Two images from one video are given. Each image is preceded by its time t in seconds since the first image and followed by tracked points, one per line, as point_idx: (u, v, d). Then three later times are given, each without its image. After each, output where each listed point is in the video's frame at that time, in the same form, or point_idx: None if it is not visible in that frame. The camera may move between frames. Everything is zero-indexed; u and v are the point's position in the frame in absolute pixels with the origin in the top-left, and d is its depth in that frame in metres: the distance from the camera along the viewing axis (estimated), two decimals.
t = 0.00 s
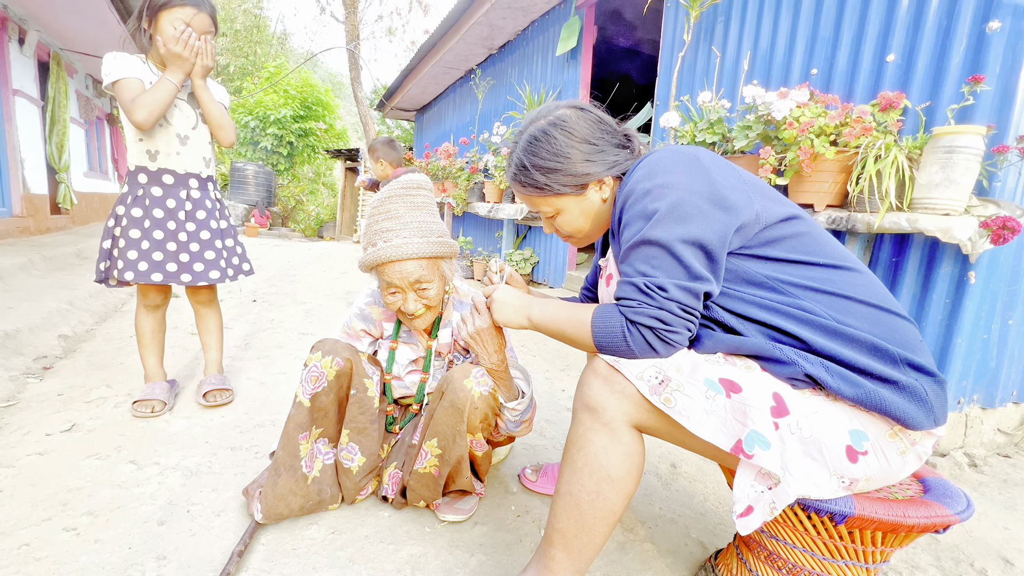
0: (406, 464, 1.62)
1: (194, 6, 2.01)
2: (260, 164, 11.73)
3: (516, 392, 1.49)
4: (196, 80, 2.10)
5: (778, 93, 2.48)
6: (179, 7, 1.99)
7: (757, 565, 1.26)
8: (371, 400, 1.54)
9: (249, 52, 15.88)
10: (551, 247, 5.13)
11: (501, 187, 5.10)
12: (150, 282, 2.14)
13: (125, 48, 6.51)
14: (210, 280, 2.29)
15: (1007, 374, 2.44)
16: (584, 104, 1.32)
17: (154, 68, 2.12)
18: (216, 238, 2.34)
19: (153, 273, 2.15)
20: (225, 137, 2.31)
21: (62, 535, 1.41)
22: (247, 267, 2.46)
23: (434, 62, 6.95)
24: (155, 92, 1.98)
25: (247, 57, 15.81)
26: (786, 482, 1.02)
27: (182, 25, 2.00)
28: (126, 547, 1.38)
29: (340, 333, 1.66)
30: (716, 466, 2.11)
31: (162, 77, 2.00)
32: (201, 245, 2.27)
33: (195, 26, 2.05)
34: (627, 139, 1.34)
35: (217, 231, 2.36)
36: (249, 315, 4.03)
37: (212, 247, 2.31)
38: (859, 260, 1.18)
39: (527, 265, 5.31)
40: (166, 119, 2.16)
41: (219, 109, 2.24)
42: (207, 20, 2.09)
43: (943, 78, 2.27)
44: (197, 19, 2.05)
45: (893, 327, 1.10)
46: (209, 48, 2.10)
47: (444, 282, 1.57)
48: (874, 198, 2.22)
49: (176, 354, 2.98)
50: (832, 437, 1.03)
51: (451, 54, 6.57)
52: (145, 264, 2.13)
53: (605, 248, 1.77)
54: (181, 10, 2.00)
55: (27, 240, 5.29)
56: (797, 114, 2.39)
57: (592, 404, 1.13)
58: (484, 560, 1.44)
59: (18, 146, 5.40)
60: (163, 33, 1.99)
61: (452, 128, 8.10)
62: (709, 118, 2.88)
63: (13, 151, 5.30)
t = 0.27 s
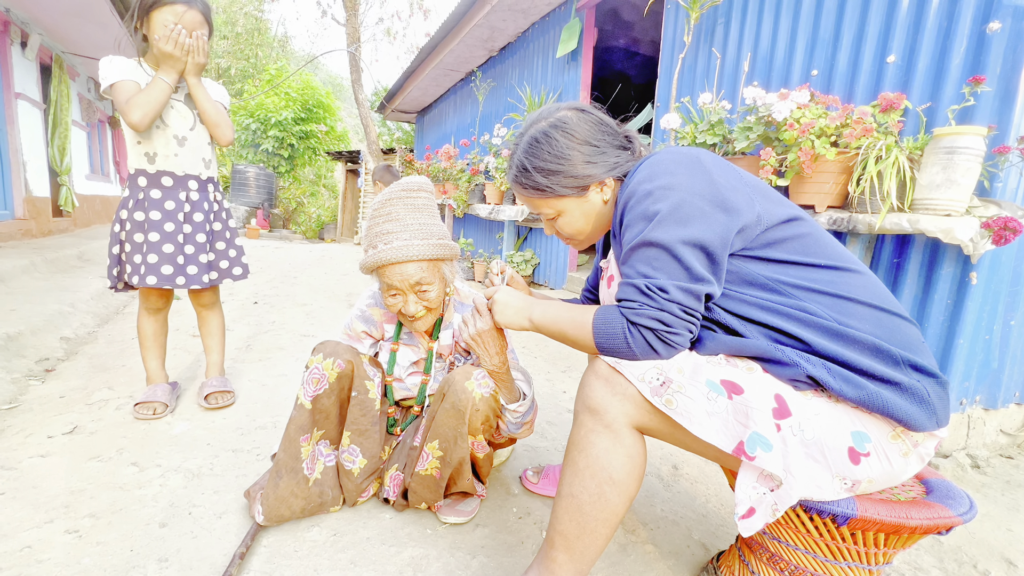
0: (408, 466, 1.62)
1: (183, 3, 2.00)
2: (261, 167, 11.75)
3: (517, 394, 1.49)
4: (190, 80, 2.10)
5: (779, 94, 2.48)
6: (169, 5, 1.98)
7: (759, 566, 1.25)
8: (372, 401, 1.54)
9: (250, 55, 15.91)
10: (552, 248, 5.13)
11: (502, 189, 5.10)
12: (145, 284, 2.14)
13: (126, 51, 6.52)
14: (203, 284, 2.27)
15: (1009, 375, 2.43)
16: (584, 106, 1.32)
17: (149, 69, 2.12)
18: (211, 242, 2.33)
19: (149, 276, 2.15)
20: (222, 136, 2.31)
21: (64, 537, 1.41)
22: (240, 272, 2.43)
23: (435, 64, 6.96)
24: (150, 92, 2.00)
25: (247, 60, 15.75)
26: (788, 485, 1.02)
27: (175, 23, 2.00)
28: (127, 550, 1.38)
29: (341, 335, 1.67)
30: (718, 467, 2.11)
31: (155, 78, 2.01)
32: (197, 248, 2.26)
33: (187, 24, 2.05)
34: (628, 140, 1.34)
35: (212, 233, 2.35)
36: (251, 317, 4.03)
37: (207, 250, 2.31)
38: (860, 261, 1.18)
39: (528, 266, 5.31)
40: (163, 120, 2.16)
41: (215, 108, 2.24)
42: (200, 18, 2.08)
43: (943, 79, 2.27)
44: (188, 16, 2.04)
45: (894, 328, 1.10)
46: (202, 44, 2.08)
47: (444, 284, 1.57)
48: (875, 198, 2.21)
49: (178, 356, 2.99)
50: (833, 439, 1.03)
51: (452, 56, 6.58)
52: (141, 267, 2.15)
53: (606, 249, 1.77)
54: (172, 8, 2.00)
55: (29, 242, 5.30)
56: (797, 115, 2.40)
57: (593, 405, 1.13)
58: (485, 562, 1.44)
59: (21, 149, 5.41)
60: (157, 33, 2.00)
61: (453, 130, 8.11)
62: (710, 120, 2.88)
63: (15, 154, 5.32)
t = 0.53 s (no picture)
0: (408, 466, 1.62)
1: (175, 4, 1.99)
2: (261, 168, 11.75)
3: (516, 395, 1.49)
4: (189, 80, 2.09)
5: (778, 93, 2.48)
6: (162, 7, 1.97)
7: (760, 566, 1.25)
8: (372, 402, 1.54)
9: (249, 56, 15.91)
10: (552, 249, 5.13)
11: (502, 189, 5.10)
12: (152, 286, 2.14)
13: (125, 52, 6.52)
14: (213, 283, 2.28)
15: (1009, 373, 2.43)
16: (584, 105, 1.31)
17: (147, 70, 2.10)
18: (217, 241, 2.32)
19: (155, 278, 2.15)
20: (223, 135, 2.30)
21: (63, 539, 1.41)
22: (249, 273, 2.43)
23: (434, 65, 6.96)
24: (148, 92, 2.00)
25: (246, 60, 15.45)
26: (790, 484, 1.02)
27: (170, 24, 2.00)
28: (126, 551, 1.38)
29: (340, 336, 1.67)
30: (718, 467, 2.10)
31: (154, 78, 2.01)
32: (203, 248, 2.26)
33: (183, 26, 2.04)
34: (628, 139, 1.34)
35: (219, 234, 2.34)
36: (250, 318, 4.03)
37: (214, 250, 2.30)
38: (861, 261, 1.17)
39: (528, 266, 5.31)
40: (163, 121, 2.15)
41: (216, 108, 2.22)
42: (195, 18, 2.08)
43: (942, 78, 2.27)
44: (182, 17, 2.03)
45: (895, 328, 1.10)
46: (199, 45, 2.05)
47: (443, 285, 1.57)
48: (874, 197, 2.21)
49: (177, 357, 2.98)
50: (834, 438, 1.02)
51: (451, 56, 6.58)
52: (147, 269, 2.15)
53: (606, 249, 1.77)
54: (165, 10, 1.99)
55: (28, 244, 5.30)
56: (796, 114, 2.40)
57: (593, 405, 1.13)
58: (485, 563, 1.43)
59: (19, 151, 5.40)
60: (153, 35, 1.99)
61: (452, 130, 8.11)
62: (709, 119, 2.88)
63: (14, 155, 5.31)
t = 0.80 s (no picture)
0: (404, 468, 1.60)
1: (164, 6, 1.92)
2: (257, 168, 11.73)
3: (513, 395, 1.48)
4: (179, 84, 2.11)
5: (774, 92, 2.49)
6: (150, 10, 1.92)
7: (757, 566, 1.25)
8: (367, 404, 1.53)
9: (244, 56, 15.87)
10: (549, 248, 5.13)
11: (499, 189, 5.10)
12: (138, 288, 2.12)
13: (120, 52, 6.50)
14: (201, 286, 2.28)
15: (1005, 371, 2.44)
16: (580, 103, 1.31)
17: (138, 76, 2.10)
18: (208, 242, 2.32)
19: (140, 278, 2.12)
20: (215, 136, 2.29)
21: (56, 543, 1.40)
22: (241, 276, 2.41)
23: (430, 65, 6.96)
24: (136, 97, 2.01)
25: (244, 60, 15.47)
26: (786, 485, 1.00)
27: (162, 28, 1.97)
28: (120, 555, 1.37)
29: (336, 336, 1.66)
30: (716, 466, 2.10)
31: (143, 83, 2.02)
32: (192, 249, 2.25)
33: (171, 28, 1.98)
34: (624, 138, 1.33)
35: (211, 235, 2.34)
36: (246, 319, 4.02)
37: (204, 251, 2.30)
38: (857, 260, 1.17)
39: (525, 266, 5.31)
40: (154, 121, 2.13)
41: (205, 110, 2.22)
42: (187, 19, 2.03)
43: (938, 76, 2.28)
44: (170, 19, 1.96)
45: (892, 327, 1.09)
46: (187, 48, 2.04)
47: (439, 285, 1.56)
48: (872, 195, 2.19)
49: (172, 358, 2.97)
50: (830, 437, 1.03)
51: (448, 56, 6.57)
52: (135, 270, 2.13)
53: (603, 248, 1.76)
54: (153, 12, 1.92)
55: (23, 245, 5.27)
56: (792, 113, 2.41)
57: (590, 406, 1.13)
58: (482, 564, 1.43)
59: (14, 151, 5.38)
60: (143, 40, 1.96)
61: (449, 130, 8.11)
62: (706, 118, 2.88)
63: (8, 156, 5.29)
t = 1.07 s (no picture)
0: (400, 469, 1.60)
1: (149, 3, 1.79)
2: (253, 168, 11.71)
3: (510, 395, 1.48)
4: (170, 86, 2.08)
5: (771, 91, 2.49)
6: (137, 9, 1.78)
7: (754, 565, 1.24)
8: (364, 404, 1.53)
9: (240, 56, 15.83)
10: (546, 248, 5.13)
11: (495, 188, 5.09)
12: (128, 288, 2.14)
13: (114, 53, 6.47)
14: (191, 288, 2.26)
15: (1000, 369, 2.45)
16: (575, 102, 1.30)
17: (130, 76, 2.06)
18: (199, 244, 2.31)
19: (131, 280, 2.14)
20: (207, 138, 2.27)
21: (49, 546, 1.39)
22: (232, 278, 2.38)
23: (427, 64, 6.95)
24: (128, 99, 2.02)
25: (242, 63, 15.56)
26: (783, 483, 1.03)
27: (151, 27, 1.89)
28: (115, 558, 1.36)
29: (332, 337, 1.66)
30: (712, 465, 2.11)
31: (135, 86, 2.03)
32: (182, 250, 2.24)
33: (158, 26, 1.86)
34: (620, 137, 1.33)
35: (202, 236, 2.33)
36: (243, 319, 4.01)
37: (194, 253, 2.28)
38: (853, 258, 1.17)
39: (522, 266, 5.31)
40: (145, 121, 2.13)
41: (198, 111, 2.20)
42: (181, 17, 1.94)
43: (934, 74, 2.28)
44: (157, 17, 1.84)
45: (889, 325, 1.09)
46: (176, 49, 1.96)
47: (435, 286, 1.56)
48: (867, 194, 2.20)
49: (168, 360, 2.96)
50: (825, 436, 1.03)
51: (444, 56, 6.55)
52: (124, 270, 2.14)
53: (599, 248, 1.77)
54: (140, 10, 1.79)
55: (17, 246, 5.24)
56: (789, 111, 2.42)
57: (586, 406, 1.13)
58: (479, 565, 1.42)
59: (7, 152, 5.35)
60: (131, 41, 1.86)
61: (446, 129, 8.10)
62: (702, 116, 2.88)
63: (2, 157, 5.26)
